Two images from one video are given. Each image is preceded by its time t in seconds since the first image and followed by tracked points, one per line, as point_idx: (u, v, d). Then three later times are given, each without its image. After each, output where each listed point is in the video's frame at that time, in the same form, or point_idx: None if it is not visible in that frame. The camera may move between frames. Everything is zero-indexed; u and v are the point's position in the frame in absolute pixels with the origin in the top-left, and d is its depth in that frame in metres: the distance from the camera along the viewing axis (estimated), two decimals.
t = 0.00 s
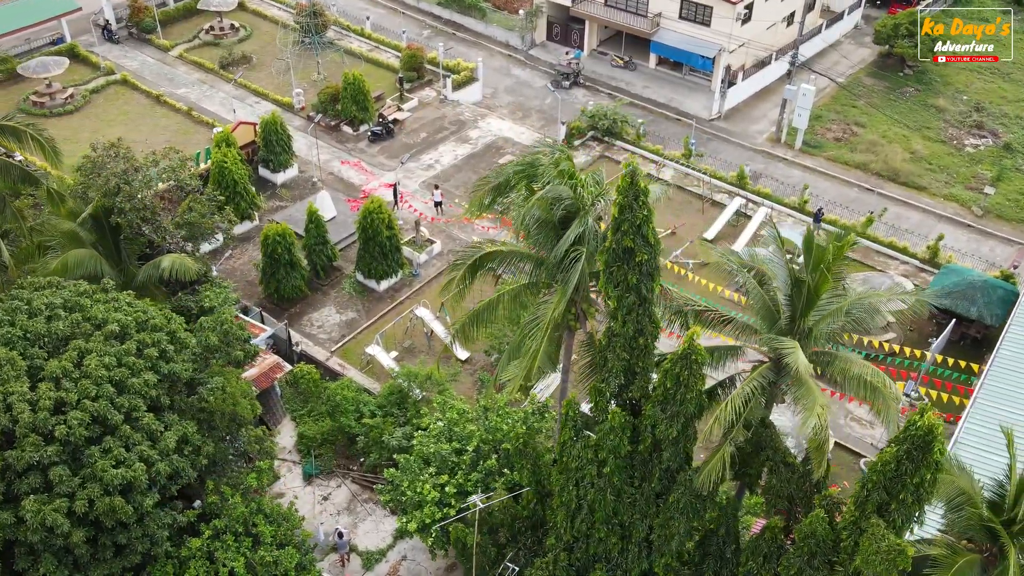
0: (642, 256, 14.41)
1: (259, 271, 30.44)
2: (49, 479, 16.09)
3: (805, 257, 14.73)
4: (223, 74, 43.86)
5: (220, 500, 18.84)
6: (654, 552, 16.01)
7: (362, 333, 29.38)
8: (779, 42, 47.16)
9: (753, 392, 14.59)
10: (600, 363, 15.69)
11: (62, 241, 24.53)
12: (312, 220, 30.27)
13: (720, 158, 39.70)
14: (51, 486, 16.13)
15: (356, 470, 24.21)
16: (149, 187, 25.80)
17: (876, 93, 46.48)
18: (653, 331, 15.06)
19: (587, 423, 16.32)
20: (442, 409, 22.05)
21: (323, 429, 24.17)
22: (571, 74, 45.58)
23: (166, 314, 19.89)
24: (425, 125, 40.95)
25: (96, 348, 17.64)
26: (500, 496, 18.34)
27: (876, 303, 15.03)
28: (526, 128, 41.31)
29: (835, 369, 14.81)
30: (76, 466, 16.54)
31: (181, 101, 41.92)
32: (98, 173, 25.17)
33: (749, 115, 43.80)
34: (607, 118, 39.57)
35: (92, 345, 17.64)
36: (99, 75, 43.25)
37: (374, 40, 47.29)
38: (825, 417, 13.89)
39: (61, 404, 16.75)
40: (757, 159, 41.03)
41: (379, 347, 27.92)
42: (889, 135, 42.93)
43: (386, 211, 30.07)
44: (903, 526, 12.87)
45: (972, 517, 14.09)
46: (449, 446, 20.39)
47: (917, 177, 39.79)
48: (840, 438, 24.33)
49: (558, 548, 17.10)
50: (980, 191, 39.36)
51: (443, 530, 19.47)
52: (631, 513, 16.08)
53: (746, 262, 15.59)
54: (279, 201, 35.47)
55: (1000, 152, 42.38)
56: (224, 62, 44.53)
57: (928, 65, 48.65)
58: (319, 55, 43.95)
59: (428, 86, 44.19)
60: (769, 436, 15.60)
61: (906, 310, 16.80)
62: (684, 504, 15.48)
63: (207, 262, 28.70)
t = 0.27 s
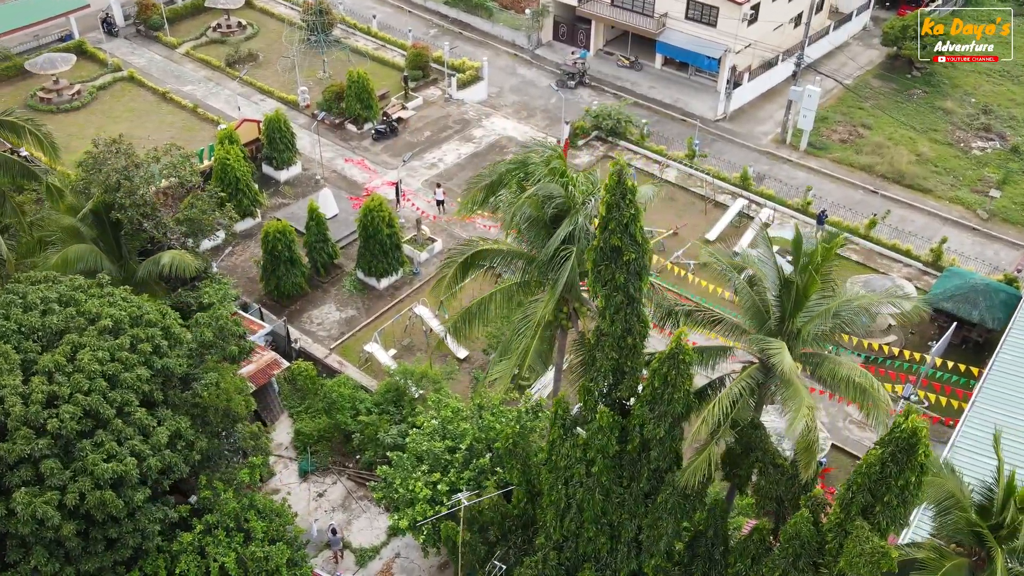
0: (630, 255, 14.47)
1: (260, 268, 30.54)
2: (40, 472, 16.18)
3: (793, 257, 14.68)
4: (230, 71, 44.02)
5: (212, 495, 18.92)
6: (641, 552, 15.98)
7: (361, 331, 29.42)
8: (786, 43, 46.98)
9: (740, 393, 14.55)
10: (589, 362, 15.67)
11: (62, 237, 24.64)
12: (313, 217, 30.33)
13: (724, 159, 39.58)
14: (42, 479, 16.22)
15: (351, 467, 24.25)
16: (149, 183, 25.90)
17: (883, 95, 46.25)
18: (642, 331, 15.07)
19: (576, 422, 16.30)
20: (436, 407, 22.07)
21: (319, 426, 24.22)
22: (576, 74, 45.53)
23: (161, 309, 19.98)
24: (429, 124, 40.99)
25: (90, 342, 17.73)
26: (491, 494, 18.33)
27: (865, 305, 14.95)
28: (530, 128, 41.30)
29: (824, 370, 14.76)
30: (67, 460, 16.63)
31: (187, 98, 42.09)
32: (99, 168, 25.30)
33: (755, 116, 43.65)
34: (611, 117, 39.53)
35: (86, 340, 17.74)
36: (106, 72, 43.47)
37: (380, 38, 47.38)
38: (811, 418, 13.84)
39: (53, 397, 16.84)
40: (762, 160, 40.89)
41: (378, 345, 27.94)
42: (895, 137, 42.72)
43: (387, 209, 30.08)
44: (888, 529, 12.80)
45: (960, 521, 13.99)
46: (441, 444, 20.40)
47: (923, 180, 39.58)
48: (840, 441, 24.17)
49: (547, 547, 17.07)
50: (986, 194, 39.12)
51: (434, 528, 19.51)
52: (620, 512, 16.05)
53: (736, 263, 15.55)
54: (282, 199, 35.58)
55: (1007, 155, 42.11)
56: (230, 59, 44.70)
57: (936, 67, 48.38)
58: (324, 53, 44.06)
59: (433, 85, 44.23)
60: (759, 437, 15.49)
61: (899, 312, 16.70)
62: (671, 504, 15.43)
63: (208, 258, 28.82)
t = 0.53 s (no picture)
0: (618, 254, 14.45)
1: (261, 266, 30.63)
2: (31, 465, 16.26)
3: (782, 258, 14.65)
4: (236, 69, 44.16)
5: (205, 490, 18.98)
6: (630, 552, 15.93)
7: (361, 329, 29.45)
8: (793, 44, 46.81)
9: (728, 393, 14.51)
10: (578, 361, 15.64)
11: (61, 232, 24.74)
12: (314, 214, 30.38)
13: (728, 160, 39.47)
14: (34, 472, 16.31)
15: (347, 464, 24.28)
16: (149, 179, 25.99)
17: (890, 97, 46.01)
18: (631, 330, 15.05)
19: (566, 421, 16.27)
20: (430, 406, 22.09)
21: (315, 423, 24.25)
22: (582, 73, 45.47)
23: (157, 304, 20.05)
24: (433, 123, 41.02)
25: (83, 337, 17.82)
26: (482, 493, 18.30)
27: (853, 306, 14.88)
28: (535, 127, 41.28)
29: (813, 372, 14.72)
30: (59, 453, 16.71)
31: (192, 95, 42.25)
32: (101, 164, 25.43)
33: (760, 117, 43.50)
34: (614, 117, 39.47)
35: (80, 334, 17.82)
36: (113, 69, 43.68)
37: (386, 37, 47.46)
38: (797, 419, 13.81)
39: (45, 391, 16.92)
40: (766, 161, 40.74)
41: (376, 342, 27.94)
42: (901, 139, 42.49)
43: (387, 207, 30.09)
44: (873, 531, 12.74)
45: (949, 524, 13.85)
46: (435, 442, 20.42)
47: (928, 182, 39.36)
48: (838, 444, 24.07)
49: (537, 546, 17.05)
50: (992, 197, 38.87)
51: (426, 525, 19.53)
52: (609, 512, 16.00)
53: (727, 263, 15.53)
54: (285, 196, 35.68)
55: (1014, 158, 41.84)
56: (237, 57, 44.85)
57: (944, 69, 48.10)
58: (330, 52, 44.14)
59: (438, 84, 44.25)
60: (749, 438, 15.39)
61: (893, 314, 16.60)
62: (660, 504, 15.37)
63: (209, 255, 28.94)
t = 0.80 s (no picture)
0: (606, 253, 14.43)
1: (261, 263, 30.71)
2: (23, 459, 16.34)
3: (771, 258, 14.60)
4: (242, 67, 44.30)
5: (197, 486, 19.03)
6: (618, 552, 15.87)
7: (360, 326, 29.49)
8: (799, 46, 46.63)
9: (716, 394, 14.46)
10: (567, 361, 15.60)
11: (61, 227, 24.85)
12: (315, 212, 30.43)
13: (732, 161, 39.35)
14: (25, 466, 16.39)
15: (343, 461, 24.32)
16: (150, 176, 26.08)
17: (897, 99, 45.76)
18: (620, 330, 15.02)
19: (555, 421, 16.24)
20: (425, 404, 22.09)
21: (311, 420, 24.28)
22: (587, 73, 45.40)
23: (152, 300, 20.12)
24: (437, 122, 41.05)
25: (77, 332, 17.91)
26: (474, 492, 18.28)
27: (843, 307, 14.78)
28: (539, 127, 41.23)
29: (802, 373, 14.65)
30: (51, 448, 16.79)
31: (198, 92, 42.40)
32: (102, 161, 25.56)
33: (766, 118, 43.34)
34: (618, 117, 39.39)
35: (73, 329, 17.92)
36: (120, 66, 43.89)
37: (392, 36, 47.52)
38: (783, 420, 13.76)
39: (38, 385, 17.01)
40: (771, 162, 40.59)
41: (375, 341, 27.99)
42: (907, 142, 42.25)
43: (388, 205, 30.09)
44: (857, 534, 12.70)
45: (937, 528, 13.81)
46: (428, 440, 20.42)
47: (933, 185, 39.13)
48: (834, 446, 24.05)
49: (527, 545, 17.02)
50: (998, 201, 38.61)
51: (418, 523, 19.55)
52: (598, 512, 15.95)
53: (717, 263, 15.49)
54: (288, 193, 35.78)
55: (1021, 161, 41.55)
56: (243, 55, 44.99)
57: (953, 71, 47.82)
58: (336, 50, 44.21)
59: (443, 83, 44.28)
60: (738, 440, 15.31)
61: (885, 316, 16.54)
62: (648, 504, 15.31)
63: (210, 252, 29.04)
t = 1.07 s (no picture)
0: (594, 253, 14.45)
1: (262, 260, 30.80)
2: (15, 452, 16.44)
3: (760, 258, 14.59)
4: (247, 65, 44.44)
5: (190, 482, 19.07)
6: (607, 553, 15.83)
7: (359, 325, 29.53)
8: (806, 47, 46.45)
9: (702, 396, 14.43)
10: (557, 360, 15.58)
11: (61, 223, 24.97)
12: (315, 210, 30.50)
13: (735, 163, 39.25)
14: (17, 460, 16.49)
15: (339, 459, 24.37)
16: (150, 172, 26.18)
17: (904, 101, 45.52)
18: (609, 329, 15.00)
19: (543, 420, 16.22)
20: (421, 403, 22.10)
21: (308, 417, 24.27)
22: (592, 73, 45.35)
23: (147, 295, 20.24)
24: (441, 121, 41.07)
25: (71, 327, 18.02)
26: (465, 491, 18.27)
27: (833, 309, 14.70)
28: (542, 126, 41.20)
29: (791, 375, 14.56)
30: (43, 442, 16.88)
31: (203, 90, 42.56)
32: (103, 158, 25.71)
33: (771, 120, 43.19)
34: (622, 118, 39.33)
35: (67, 324, 18.03)
36: (127, 63, 44.10)
37: (398, 35, 47.61)
38: (769, 421, 13.69)
39: (31, 379, 17.10)
40: (775, 164, 40.45)
41: (374, 339, 28.05)
42: (913, 144, 42.03)
43: (389, 204, 30.12)
44: (841, 537, 12.64)
45: (925, 531, 13.87)
46: (422, 438, 20.44)
47: (939, 188, 38.90)
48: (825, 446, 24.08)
49: (517, 544, 16.99)
50: (1004, 204, 38.35)
51: (410, 521, 19.56)
52: (586, 512, 15.92)
53: (707, 264, 15.47)
54: (290, 191, 35.88)
55: None
56: (249, 53, 45.13)
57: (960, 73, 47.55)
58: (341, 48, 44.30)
59: (447, 82, 44.31)
60: (727, 441, 15.21)
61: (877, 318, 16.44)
62: (635, 505, 15.29)
63: (210, 249, 29.15)
